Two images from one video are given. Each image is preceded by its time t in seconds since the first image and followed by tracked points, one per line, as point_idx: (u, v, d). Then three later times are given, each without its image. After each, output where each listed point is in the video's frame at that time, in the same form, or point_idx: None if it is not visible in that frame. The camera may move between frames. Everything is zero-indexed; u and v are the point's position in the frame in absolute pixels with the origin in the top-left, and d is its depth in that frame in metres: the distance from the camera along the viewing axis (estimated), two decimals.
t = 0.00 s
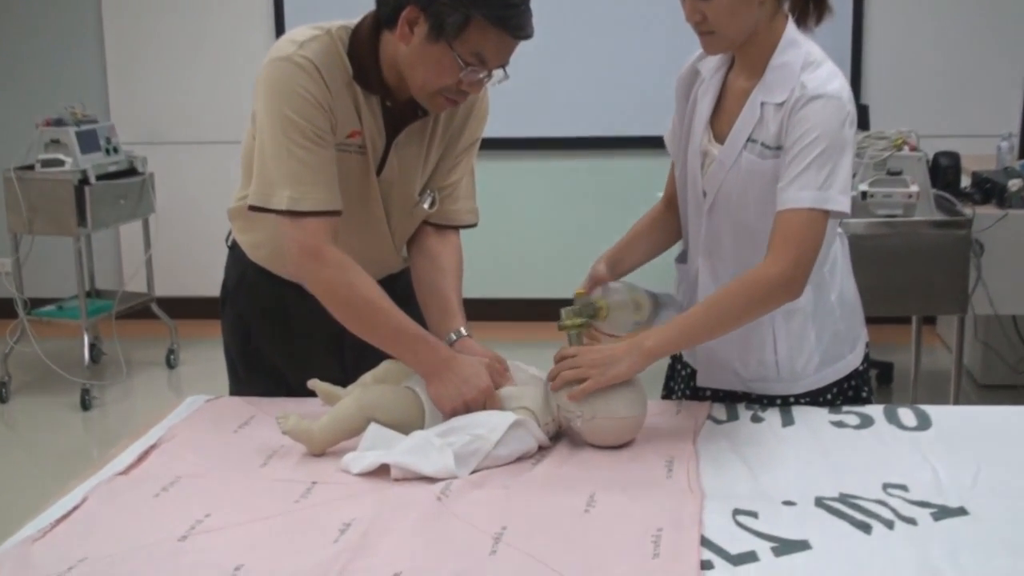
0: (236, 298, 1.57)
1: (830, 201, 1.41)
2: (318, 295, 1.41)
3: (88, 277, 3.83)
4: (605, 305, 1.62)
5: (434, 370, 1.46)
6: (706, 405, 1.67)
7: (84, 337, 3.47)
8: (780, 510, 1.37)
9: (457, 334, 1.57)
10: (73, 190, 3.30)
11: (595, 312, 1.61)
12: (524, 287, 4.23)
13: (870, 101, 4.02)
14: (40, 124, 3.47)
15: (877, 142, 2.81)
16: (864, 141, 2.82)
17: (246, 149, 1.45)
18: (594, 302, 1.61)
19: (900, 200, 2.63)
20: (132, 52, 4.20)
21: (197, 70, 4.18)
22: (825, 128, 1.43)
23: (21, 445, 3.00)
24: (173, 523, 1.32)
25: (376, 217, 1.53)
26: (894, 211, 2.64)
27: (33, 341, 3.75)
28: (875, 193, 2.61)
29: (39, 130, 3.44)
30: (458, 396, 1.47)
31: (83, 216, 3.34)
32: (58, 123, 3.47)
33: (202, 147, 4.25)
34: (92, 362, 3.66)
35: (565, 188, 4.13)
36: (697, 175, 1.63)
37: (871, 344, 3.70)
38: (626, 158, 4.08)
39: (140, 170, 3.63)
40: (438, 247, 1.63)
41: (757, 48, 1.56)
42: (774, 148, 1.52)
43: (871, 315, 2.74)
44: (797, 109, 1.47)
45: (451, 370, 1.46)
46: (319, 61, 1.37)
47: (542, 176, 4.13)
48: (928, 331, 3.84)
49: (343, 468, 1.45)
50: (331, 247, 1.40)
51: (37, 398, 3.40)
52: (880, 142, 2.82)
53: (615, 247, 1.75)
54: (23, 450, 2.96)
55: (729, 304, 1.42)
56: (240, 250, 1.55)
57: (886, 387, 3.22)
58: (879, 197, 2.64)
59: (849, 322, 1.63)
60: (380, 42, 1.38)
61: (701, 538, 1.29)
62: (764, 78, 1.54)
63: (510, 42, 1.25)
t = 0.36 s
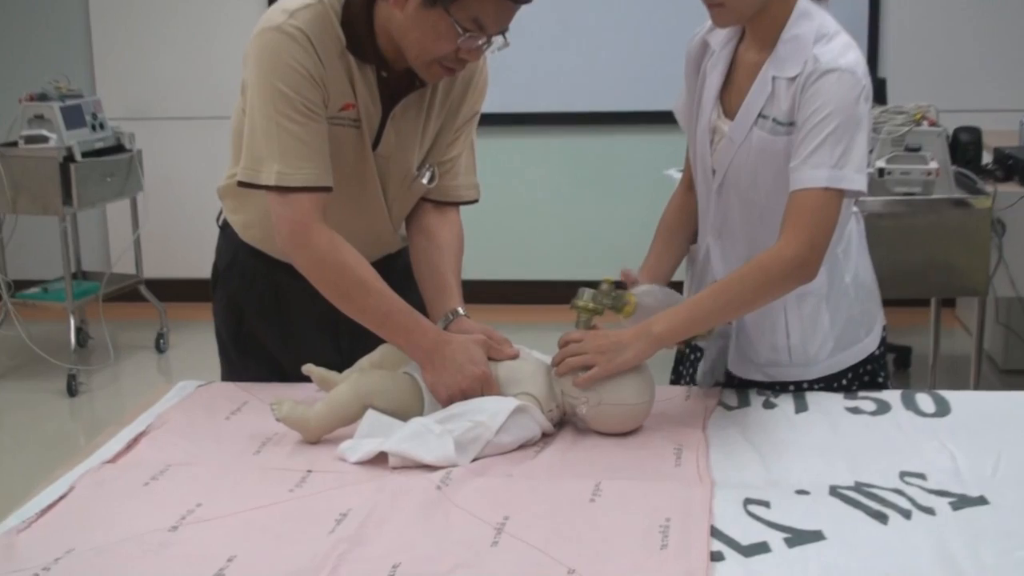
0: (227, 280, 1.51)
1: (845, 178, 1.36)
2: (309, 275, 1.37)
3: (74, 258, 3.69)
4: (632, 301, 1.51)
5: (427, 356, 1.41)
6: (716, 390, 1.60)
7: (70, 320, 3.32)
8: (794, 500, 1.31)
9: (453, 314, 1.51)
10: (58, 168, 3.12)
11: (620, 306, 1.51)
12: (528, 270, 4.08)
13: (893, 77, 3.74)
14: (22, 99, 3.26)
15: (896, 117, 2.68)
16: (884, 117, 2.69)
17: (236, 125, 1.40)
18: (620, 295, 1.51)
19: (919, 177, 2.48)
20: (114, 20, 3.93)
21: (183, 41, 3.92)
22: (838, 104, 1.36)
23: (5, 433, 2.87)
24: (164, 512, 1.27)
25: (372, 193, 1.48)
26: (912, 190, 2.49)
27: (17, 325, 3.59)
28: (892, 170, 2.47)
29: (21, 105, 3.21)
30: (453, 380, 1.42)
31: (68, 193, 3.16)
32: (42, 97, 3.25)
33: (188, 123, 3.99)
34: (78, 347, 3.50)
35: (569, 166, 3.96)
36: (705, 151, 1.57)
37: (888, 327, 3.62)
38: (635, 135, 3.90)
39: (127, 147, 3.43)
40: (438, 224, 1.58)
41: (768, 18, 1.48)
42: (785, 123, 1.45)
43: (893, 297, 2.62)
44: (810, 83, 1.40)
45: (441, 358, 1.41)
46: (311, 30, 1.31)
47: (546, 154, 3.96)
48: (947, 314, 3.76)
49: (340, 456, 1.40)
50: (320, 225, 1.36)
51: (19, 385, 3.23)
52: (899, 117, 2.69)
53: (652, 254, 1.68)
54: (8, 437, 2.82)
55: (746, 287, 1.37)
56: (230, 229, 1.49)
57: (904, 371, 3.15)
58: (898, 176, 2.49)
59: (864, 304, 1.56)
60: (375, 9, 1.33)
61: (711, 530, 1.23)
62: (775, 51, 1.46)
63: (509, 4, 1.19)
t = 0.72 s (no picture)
0: (222, 273, 1.45)
1: (861, 166, 1.29)
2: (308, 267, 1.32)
3: (63, 251, 3.60)
4: (615, 264, 1.45)
5: (429, 350, 1.36)
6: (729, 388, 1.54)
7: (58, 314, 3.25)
8: (810, 501, 1.26)
9: (457, 307, 1.46)
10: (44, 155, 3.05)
11: (606, 273, 1.45)
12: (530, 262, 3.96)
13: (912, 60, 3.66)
14: (8, 84, 3.19)
15: (917, 103, 2.67)
16: (906, 103, 2.67)
17: (231, 112, 1.35)
18: (602, 261, 1.45)
19: (939, 166, 2.44)
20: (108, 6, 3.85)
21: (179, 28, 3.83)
22: (851, 87, 1.30)
23: None
24: (155, 514, 1.22)
25: (372, 181, 1.42)
26: (934, 177, 2.44)
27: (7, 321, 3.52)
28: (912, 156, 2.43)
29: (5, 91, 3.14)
30: (456, 376, 1.37)
31: (55, 181, 3.09)
32: (28, 82, 3.18)
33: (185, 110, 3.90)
34: (66, 342, 3.43)
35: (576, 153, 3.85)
36: (718, 139, 1.51)
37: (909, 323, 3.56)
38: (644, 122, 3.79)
39: (117, 133, 3.35)
40: (439, 213, 1.53)
41: None
42: (797, 108, 1.40)
43: (910, 290, 2.55)
44: (823, 66, 1.34)
45: (448, 350, 1.36)
46: (308, 12, 1.26)
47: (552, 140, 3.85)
48: (969, 309, 3.69)
49: (338, 456, 1.34)
50: (320, 215, 1.30)
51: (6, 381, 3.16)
52: (920, 103, 2.68)
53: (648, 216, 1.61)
54: None
55: (756, 274, 1.30)
56: (225, 219, 1.44)
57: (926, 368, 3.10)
58: (919, 163, 2.45)
59: (883, 299, 1.49)
60: None
61: (724, 533, 1.18)
62: (787, 33, 1.40)
63: None
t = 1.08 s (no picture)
0: (216, 272, 1.40)
1: (881, 161, 1.22)
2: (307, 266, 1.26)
3: (50, 249, 3.54)
4: (621, 271, 1.39)
5: (433, 352, 1.30)
6: (743, 392, 1.48)
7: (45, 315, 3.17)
8: (827, 510, 1.20)
9: (462, 311, 1.40)
10: (31, 149, 2.98)
11: (611, 280, 1.38)
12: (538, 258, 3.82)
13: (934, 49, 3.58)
14: None
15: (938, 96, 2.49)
16: (927, 96, 2.49)
17: (226, 105, 1.29)
18: (607, 267, 1.38)
19: (964, 161, 2.32)
20: None
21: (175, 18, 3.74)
22: (869, 79, 1.23)
23: None
24: (145, 522, 1.17)
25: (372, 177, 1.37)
26: (956, 174, 2.33)
27: None
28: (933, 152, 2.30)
29: None
30: (462, 380, 1.30)
31: (42, 176, 3.02)
32: (14, 73, 3.12)
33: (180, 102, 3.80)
34: (54, 343, 3.36)
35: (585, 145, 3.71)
36: (733, 133, 1.45)
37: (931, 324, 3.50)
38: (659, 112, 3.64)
39: (106, 127, 3.29)
40: (441, 210, 1.48)
41: None
42: (816, 102, 1.34)
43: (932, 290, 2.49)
44: (840, 57, 1.28)
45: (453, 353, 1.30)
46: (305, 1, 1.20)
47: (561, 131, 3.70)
48: (993, 309, 3.62)
49: (336, 462, 1.29)
50: (322, 212, 1.25)
51: None
52: (941, 96, 2.50)
53: (654, 207, 1.56)
54: None
55: (773, 269, 1.23)
56: (221, 216, 1.38)
57: (948, 371, 3.03)
58: (940, 159, 2.32)
59: (904, 298, 1.43)
60: None
61: (738, 543, 1.12)
62: (805, 23, 1.34)
63: None
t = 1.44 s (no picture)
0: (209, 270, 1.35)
1: (903, 172, 1.15)
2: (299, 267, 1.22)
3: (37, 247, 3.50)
4: (651, 272, 1.33)
5: (432, 357, 1.25)
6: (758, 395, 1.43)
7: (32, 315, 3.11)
8: (845, 518, 1.15)
9: (462, 307, 1.36)
10: (17, 142, 2.91)
11: (641, 281, 1.33)
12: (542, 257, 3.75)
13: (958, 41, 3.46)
14: None
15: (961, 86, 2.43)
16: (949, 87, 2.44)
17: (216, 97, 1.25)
18: (637, 268, 1.33)
19: (988, 155, 2.24)
20: None
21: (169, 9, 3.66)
22: (886, 86, 1.15)
23: None
24: (135, 530, 1.12)
25: (369, 173, 1.32)
26: (981, 167, 2.26)
27: None
28: (957, 146, 2.23)
29: None
30: (462, 387, 1.26)
31: (29, 170, 2.96)
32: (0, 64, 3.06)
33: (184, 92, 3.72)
34: (41, 345, 3.29)
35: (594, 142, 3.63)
36: (745, 132, 1.36)
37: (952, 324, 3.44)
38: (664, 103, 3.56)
39: (95, 119, 3.24)
40: (442, 205, 1.42)
41: None
42: (831, 105, 1.25)
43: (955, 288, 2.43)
44: (855, 61, 1.19)
45: (451, 355, 1.25)
46: None
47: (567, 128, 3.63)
48: (1017, 310, 3.56)
49: (335, 468, 1.23)
50: (309, 211, 1.21)
51: None
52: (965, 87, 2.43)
53: (671, 200, 1.49)
54: None
55: (790, 293, 1.19)
56: (212, 214, 1.33)
57: (972, 374, 2.97)
58: (964, 152, 2.25)
59: (926, 301, 1.37)
60: None
61: (752, 553, 1.07)
62: (821, 20, 1.25)
63: None
